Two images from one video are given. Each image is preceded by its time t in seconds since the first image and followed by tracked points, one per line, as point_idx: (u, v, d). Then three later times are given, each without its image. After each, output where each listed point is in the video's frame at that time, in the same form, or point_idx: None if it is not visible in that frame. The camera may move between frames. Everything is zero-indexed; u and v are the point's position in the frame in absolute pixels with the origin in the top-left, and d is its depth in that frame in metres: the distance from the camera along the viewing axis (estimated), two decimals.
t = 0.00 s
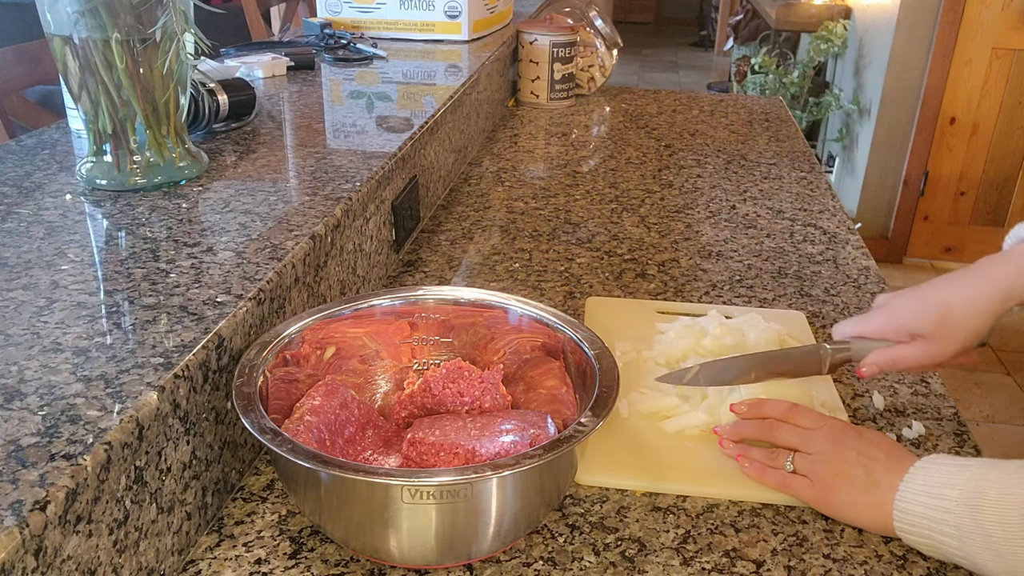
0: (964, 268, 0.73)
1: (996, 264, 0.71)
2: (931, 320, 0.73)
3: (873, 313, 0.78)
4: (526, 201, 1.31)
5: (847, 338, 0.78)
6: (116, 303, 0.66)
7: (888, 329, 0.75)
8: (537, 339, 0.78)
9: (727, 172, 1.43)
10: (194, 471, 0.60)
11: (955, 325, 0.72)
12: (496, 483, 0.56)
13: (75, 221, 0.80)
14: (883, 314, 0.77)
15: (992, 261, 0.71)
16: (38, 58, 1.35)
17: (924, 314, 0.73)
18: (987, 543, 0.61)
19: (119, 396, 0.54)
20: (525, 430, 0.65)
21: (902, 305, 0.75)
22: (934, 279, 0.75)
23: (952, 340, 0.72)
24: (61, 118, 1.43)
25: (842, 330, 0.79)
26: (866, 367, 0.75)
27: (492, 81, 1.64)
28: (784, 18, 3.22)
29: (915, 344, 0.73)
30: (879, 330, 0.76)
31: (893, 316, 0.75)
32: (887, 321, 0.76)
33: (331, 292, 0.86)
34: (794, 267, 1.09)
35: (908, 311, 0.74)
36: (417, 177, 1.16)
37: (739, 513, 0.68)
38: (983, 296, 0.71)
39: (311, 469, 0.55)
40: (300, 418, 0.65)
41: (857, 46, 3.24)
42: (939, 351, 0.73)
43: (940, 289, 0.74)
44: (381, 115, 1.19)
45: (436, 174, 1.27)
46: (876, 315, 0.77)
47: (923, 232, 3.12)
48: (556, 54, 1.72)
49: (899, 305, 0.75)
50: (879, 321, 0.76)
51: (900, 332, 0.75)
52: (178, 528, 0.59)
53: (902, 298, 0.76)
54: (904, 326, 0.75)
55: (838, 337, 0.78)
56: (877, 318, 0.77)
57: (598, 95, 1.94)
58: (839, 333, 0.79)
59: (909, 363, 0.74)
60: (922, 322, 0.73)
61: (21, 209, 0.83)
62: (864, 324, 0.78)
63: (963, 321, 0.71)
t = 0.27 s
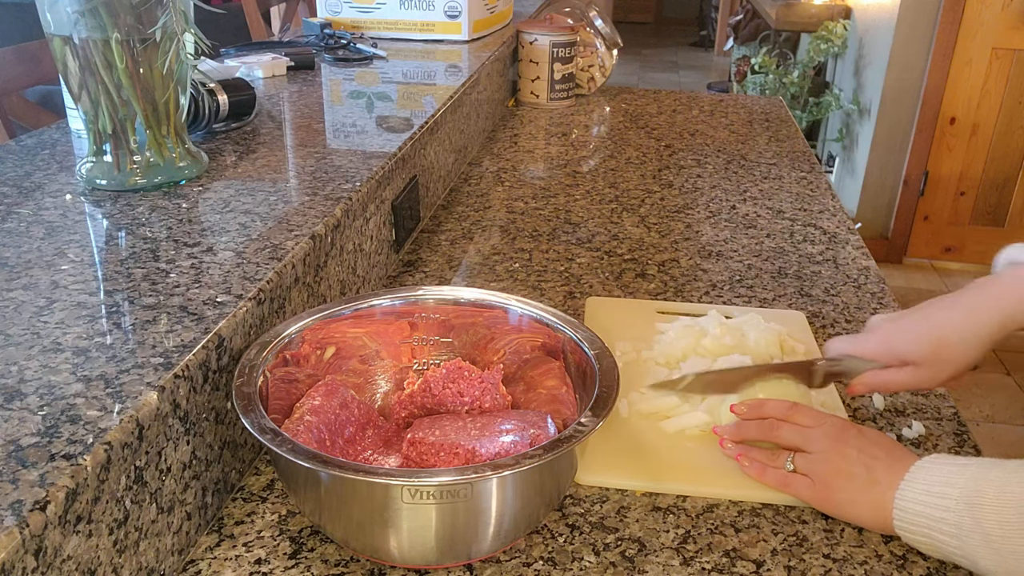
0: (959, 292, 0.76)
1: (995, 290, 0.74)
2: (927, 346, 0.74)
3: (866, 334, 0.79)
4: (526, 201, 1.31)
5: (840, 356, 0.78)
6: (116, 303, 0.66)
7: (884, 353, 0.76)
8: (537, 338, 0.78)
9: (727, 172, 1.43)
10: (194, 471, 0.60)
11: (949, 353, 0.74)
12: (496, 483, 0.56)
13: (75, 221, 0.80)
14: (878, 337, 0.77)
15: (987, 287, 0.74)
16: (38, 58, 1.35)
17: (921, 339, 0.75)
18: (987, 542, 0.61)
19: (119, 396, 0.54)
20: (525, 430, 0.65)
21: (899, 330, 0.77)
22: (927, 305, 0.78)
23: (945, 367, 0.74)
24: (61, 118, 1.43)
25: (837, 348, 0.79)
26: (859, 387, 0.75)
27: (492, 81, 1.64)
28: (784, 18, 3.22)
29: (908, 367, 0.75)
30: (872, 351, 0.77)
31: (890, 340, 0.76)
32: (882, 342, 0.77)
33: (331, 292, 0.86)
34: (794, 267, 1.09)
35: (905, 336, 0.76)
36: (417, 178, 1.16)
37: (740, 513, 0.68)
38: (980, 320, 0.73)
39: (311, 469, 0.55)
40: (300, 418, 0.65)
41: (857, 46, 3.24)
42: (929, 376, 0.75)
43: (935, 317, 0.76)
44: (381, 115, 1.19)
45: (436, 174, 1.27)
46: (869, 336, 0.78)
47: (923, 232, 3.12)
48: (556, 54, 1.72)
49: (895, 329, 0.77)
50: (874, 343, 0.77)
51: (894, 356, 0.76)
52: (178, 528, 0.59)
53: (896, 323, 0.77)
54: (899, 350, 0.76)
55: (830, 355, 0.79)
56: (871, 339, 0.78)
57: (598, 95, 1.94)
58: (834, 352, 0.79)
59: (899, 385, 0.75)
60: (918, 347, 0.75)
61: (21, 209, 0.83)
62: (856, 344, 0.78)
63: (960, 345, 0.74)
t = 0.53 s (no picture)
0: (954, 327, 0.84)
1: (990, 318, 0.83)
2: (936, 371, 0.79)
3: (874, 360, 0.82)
4: (526, 201, 1.31)
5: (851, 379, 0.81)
6: (116, 303, 0.66)
7: (890, 375, 0.80)
8: (537, 339, 0.78)
9: (727, 172, 1.43)
10: (194, 471, 0.60)
11: (955, 378, 0.79)
12: (496, 483, 0.56)
13: (74, 221, 0.80)
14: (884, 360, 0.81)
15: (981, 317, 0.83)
16: (38, 58, 1.35)
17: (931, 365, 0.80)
18: (987, 546, 0.62)
19: (119, 396, 0.54)
20: (525, 430, 0.65)
21: (907, 356, 0.81)
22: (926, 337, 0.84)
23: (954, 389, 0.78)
24: (61, 118, 1.43)
25: (846, 369, 0.82)
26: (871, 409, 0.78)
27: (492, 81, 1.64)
28: (784, 18, 3.22)
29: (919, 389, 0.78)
30: (882, 372, 0.80)
31: (900, 364, 0.80)
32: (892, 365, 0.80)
33: (331, 292, 0.86)
34: (794, 267, 1.09)
35: (915, 362, 0.80)
36: (417, 178, 1.16)
37: (739, 513, 0.68)
38: (978, 347, 0.82)
39: (311, 469, 0.55)
40: (300, 418, 0.65)
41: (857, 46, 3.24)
42: (939, 399, 0.78)
43: (939, 347, 0.83)
44: (381, 115, 1.18)
45: (436, 174, 1.27)
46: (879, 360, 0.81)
47: (923, 232, 3.12)
48: (556, 54, 1.72)
49: (903, 355, 0.81)
50: (882, 364, 0.81)
51: (904, 380, 0.79)
52: (178, 528, 0.59)
53: (904, 350, 0.82)
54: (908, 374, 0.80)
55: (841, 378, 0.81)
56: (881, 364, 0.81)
57: (598, 95, 1.94)
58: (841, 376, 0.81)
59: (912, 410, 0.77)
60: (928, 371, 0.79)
61: (21, 210, 0.83)
62: (866, 367, 0.81)
63: (962, 368, 0.80)
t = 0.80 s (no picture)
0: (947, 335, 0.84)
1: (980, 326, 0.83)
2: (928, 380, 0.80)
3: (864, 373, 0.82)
4: (526, 201, 1.31)
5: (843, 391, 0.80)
6: (116, 303, 0.66)
7: (887, 386, 0.80)
8: (537, 339, 0.78)
9: (727, 172, 1.43)
10: (194, 471, 0.60)
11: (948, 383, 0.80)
12: (496, 483, 0.56)
13: (74, 221, 0.80)
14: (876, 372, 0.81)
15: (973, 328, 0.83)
16: (38, 58, 1.35)
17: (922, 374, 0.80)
18: (988, 545, 0.62)
19: (119, 396, 0.54)
20: (525, 430, 0.65)
21: (900, 368, 0.81)
22: (923, 348, 0.83)
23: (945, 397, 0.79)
24: (61, 118, 1.43)
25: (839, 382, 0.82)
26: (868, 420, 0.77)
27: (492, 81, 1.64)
28: (784, 18, 3.22)
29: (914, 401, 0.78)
30: (875, 385, 0.80)
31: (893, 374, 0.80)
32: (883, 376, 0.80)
33: (331, 292, 0.86)
34: (794, 267, 1.09)
35: (908, 371, 0.81)
36: (417, 178, 1.16)
37: (739, 513, 0.68)
38: (967, 355, 0.82)
39: (311, 469, 0.55)
40: (300, 418, 0.65)
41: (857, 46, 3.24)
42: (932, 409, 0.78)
43: (931, 355, 0.82)
44: (381, 115, 1.19)
45: (436, 174, 1.27)
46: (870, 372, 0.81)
47: (923, 231, 3.12)
48: (556, 54, 1.72)
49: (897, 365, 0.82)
50: (875, 376, 0.80)
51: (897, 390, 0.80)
52: (178, 527, 0.59)
53: (896, 361, 0.82)
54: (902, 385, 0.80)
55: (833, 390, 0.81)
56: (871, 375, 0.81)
57: (598, 95, 1.94)
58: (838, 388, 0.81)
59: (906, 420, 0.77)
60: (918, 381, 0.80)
61: (21, 209, 0.83)
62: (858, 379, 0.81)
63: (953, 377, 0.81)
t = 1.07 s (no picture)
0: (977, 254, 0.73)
1: None
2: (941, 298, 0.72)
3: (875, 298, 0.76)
4: (526, 201, 1.31)
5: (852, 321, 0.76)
6: (116, 303, 0.66)
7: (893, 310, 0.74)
8: (537, 338, 0.78)
9: (727, 172, 1.43)
10: (194, 471, 0.60)
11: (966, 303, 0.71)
12: (496, 483, 0.56)
13: (74, 221, 0.80)
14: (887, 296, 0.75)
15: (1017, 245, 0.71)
16: (38, 58, 1.35)
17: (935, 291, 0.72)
18: (987, 546, 0.61)
19: (119, 396, 0.54)
20: (525, 430, 0.65)
21: (909, 285, 0.74)
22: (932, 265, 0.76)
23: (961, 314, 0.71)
24: (61, 118, 1.43)
25: (849, 311, 0.77)
26: (871, 349, 0.73)
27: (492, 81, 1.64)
28: (785, 18, 3.22)
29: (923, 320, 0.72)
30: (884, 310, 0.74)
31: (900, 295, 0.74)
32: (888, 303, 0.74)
33: (331, 292, 0.86)
34: (794, 267, 1.09)
35: (916, 289, 0.73)
36: (417, 178, 1.16)
37: (739, 513, 0.68)
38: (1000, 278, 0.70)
39: (311, 469, 0.55)
40: (300, 418, 0.65)
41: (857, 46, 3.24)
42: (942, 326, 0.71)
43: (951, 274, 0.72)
44: (381, 115, 1.19)
45: (436, 174, 1.27)
46: (878, 299, 0.75)
47: (923, 232, 3.12)
48: (556, 54, 1.72)
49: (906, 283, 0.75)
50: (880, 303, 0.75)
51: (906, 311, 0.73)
52: (178, 527, 0.59)
53: (906, 280, 0.75)
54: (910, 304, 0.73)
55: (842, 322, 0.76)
56: (880, 301, 0.75)
57: (598, 95, 1.94)
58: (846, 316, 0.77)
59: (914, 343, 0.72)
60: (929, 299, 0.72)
61: (21, 209, 0.83)
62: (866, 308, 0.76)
63: (974, 299, 0.71)
